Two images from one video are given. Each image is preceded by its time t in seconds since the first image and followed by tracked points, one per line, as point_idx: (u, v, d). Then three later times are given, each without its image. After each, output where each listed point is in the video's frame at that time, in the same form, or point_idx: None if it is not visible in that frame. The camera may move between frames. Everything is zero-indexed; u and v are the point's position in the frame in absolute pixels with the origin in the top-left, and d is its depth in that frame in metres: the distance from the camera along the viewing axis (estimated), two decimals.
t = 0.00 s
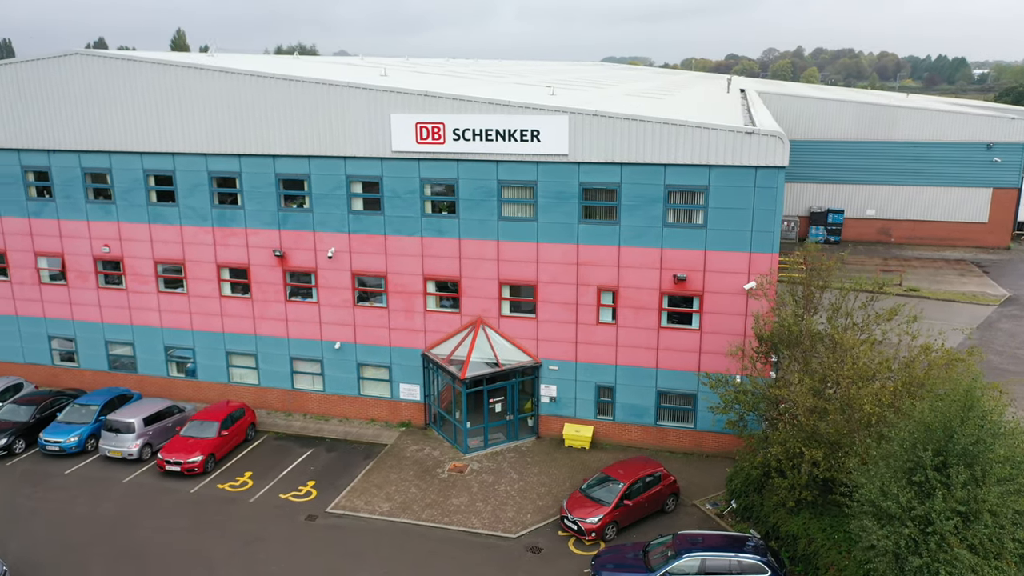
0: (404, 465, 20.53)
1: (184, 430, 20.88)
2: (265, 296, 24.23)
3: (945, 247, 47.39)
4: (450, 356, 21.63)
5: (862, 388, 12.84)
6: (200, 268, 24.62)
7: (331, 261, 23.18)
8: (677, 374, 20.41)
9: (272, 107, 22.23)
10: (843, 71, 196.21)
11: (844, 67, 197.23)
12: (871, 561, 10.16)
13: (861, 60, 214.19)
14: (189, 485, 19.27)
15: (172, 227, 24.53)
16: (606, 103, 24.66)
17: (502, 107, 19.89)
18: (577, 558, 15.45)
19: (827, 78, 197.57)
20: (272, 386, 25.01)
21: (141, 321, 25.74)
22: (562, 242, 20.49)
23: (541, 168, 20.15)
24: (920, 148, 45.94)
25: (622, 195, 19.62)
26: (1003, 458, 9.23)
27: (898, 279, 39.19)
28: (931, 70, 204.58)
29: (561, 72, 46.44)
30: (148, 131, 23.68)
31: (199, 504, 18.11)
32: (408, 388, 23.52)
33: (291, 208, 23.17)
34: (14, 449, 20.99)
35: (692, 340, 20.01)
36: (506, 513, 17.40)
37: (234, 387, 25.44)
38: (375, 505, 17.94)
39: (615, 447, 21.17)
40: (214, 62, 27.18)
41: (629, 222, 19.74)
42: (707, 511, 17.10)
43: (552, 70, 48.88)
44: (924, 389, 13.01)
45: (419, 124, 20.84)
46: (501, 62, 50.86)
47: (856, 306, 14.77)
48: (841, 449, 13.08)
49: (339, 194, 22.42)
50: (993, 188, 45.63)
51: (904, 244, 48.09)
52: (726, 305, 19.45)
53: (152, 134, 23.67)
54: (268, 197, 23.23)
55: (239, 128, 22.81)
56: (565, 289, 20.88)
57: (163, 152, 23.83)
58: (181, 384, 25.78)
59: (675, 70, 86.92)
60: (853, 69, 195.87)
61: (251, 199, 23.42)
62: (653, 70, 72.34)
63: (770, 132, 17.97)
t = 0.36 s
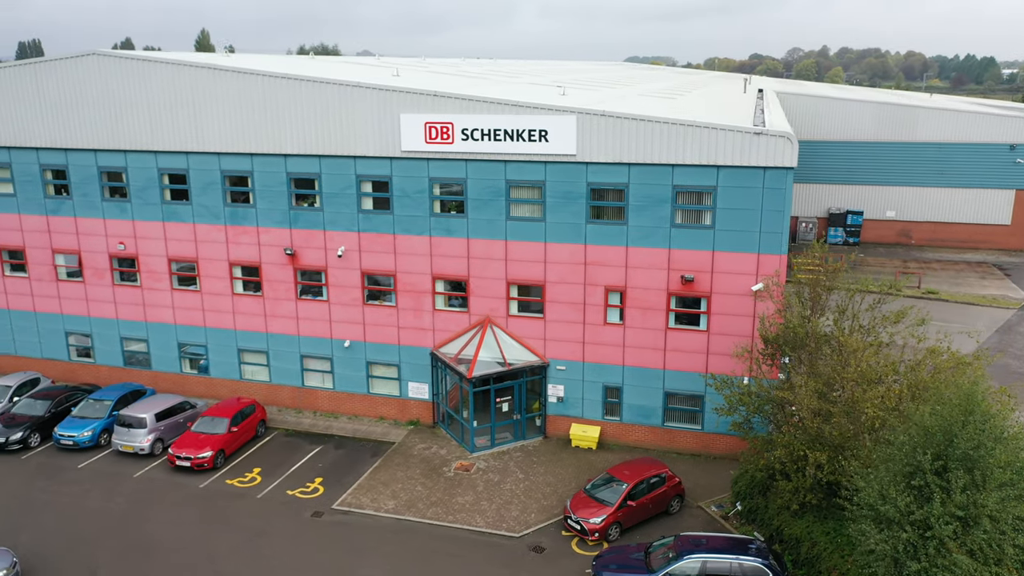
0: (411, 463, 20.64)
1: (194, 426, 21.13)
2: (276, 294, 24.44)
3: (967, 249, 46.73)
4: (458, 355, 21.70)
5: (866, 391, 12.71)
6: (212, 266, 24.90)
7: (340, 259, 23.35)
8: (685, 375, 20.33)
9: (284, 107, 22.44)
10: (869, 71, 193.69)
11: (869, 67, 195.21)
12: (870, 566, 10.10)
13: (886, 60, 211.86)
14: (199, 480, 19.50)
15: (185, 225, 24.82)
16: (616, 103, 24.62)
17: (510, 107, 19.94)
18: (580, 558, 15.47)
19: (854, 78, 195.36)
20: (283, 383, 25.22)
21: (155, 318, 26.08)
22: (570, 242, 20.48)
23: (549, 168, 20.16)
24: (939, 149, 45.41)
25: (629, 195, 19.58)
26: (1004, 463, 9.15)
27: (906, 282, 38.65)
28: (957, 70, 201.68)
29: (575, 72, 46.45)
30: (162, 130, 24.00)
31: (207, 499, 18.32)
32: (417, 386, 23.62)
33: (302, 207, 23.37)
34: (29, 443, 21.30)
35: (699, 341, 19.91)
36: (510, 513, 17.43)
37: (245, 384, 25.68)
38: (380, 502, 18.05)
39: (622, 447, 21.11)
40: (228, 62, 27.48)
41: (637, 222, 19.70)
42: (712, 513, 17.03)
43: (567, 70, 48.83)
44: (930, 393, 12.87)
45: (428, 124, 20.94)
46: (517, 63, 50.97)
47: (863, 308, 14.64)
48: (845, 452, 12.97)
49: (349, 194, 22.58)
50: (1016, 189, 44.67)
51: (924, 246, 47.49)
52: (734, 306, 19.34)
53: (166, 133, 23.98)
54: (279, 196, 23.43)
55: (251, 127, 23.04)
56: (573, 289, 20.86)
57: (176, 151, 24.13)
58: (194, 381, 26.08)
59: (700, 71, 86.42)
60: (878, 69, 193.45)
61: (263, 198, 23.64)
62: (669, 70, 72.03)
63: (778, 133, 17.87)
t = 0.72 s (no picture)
0: (417, 461, 20.74)
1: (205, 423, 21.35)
2: (286, 293, 24.64)
3: (987, 252, 46.18)
4: (465, 354, 21.76)
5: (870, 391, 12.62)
6: (224, 264, 25.14)
7: (350, 258, 23.51)
8: (692, 376, 20.25)
9: (294, 107, 22.62)
10: (893, 71, 191.78)
11: (894, 67, 193.10)
12: (869, 570, 10.09)
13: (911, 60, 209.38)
14: (207, 476, 19.71)
15: (197, 223, 25.08)
16: (627, 103, 24.59)
17: (518, 107, 19.97)
18: (582, 558, 15.49)
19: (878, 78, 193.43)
20: (293, 381, 25.42)
21: (168, 315, 26.37)
22: (578, 242, 20.48)
23: (557, 168, 20.16)
24: (957, 150, 44.87)
25: (636, 195, 19.55)
26: (1004, 468, 9.12)
27: (913, 284, 38.41)
28: (983, 70, 199.05)
29: (589, 72, 46.37)
30: (176, 130, 24.27)
31: (215, 495, 18.53)
32: (425, 385, 23.72)
33: (312, 206, 23.54)
34: (43, 438, 21.63)
35: (707, 342, 19.84)
36: (514, 512, 17.48)
37: (256, 381, 25.90)
38: (385, 500, 18.16)
39: (628, 448, 21.07)
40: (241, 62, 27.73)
41: (644, 223, 19.66)
42: (716, 514, 16.97)
43: (581, 70, 48.76)
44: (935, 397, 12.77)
45: (436, 124, 21.02)
46: (531, 63, 50.97)
47: (869, 310, 14.52)
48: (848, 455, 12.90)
49: (358, 193, 22.73)
50: None
51: (944, 249, 47.02)
52: (740, 307, 19.26)
53: (179, 133, 24.25)
54: (290, 195, 23.62)
55: (263, 127, 23.25)
56: (580, 289, 20.86)
57: (189, 151, 24.39)
58: (206, 378, 26.35)
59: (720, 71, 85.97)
60: (903, 69, 191.35)
61: (274, 197, 23.82)
62: (684, 70, 71.64)
63: (786, 134, 17.77)
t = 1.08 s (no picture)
0: (425, 459, 20.84)
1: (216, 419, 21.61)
2: (298, 291, 24.85)
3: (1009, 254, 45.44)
4: (474, 354, 21.83)
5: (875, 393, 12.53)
6: (237, 262, 25.42)
7: (361, 257, 23.67)
8: (700, 378, 20.15)
9: (306, 107, 22.84)
10: (922, 71, 190.00)
11: (921, 66, 190.45)
12: None
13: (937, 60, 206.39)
14: (218, 472, 19.95)
15: (212, 222, 25.37)
16: (638, 103, 24.55)
17: (527, 107, 20.00)
18: (586, 558, 15.50)
19: (903, 78, 190.85)
20: (304, 378, 25.62)
21: (183, 312, 26.70)
22: (586, 243, 20.47)
23: (566, 169, 20.17)
24: (978, 150, 44.17)
25: (645, 196, 19.50)
26: (1005, 474, 9.10)
27: (922, 286, 38.10)
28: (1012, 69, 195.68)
29: (604, 72, 46.29)
30: (190, 129, 24.58)
31: (225, 490, 18.75)
32: (435, 384, 23.81)
33: (323, 205, 23.72)
34: (59, 432, 21.99)
35: (715, 343, 19.75)
36: (519, 511, 17.52)
37: (268, 378, 26.15)
38: (392, 498, 18.28)
39: (636, 449, 21.01)
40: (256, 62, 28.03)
41: (653, 223, 19.61)
42: (723, 517, 16.89)
43: (596, 70, 48.67)
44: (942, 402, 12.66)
45: (446, 124, 21.11)
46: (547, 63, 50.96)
47: (877, 312, 14.40)
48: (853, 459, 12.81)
49: (369, 192, 22.88)
50: None
51: (966, 251, 46.37)
52: (750, 309, 19.14)
53: (194, 132, 24.56)
54: (302, 194, 23.83)
55: (275, 127, 23.47)
56: (588, 289, 20.85)
57: (203, 150, 24.69)
58: (219, 374, 26.64)
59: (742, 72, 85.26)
60: (930, 69, 188.72)
61: (286, 196, 24.05)
62: (701, 70, 71.29)
63: (795, 134, 17.66)
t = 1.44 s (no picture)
0: (441, 458, 20.95)
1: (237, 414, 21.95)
2: (319, 289, 25.14)
3: None
4: (491, 353, 21.91)
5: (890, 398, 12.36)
6: (260, 260, 25.78)
7: (380, 256, 23.87)
8: (718, 380, 20.00)
9: (328, 106, 23.10)
10: (960, 70, 185.98)
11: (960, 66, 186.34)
12: None
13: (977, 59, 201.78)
14: (237, 466, 20.27)
15: (235, 220, 25.77)
16: (659, 103, 24.45)
17: (545, 108, 20.02)
18: (597, 559, 15.50)
19: (941, 78, 186.89)
20: (324, 376, 25.89)
21: (207, 308, 27.15)
22: (604, 243, 20.43)
23: (583, 169, 20.15)
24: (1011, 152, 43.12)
25: (663, 196, 19.41)
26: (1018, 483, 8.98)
27: (942, 289, 37.31)
28: None
29: (627, 72, 46.15)
30: (215, 128, 25.00)
31: (243, 485, 19.05)
32: (453, 383, 23.93)
33: (344, 204, 23.96)
34: (86, 424, 22.52)
35: (733, 346, 19.58)
36: (533, 511, 17.55)
37: (290, 375, 26.47)
38: (407, 495, 18.43)
39: (653, 451, 20.90)
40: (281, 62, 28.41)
41: (671, 224, 19.50)
42: (737, 521, 16.75)
43: (620, 70, 48.52)
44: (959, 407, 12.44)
45: (465, 124, 21.22)
46: (572, 62, 50.95)
47: (895, 316, 14.19)
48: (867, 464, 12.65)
49: (389, 192, 23.06)
50: None
51: (999, 254, 45.35)
52: (769, 311, 18.95)
53: (219, 131, 24.98)
54: (323, 192, 24.09)
55: (297, 126, 23.77)
56: (605, 290, 20.80)
57: (228, 149, 25.09)
58: (242, 370, 27.04)
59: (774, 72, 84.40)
60: (969, 68, 184.56)
61: (308, 195, 24.34)
62: (732, 70, 70.52)
63: (815, 136, 17.47)
